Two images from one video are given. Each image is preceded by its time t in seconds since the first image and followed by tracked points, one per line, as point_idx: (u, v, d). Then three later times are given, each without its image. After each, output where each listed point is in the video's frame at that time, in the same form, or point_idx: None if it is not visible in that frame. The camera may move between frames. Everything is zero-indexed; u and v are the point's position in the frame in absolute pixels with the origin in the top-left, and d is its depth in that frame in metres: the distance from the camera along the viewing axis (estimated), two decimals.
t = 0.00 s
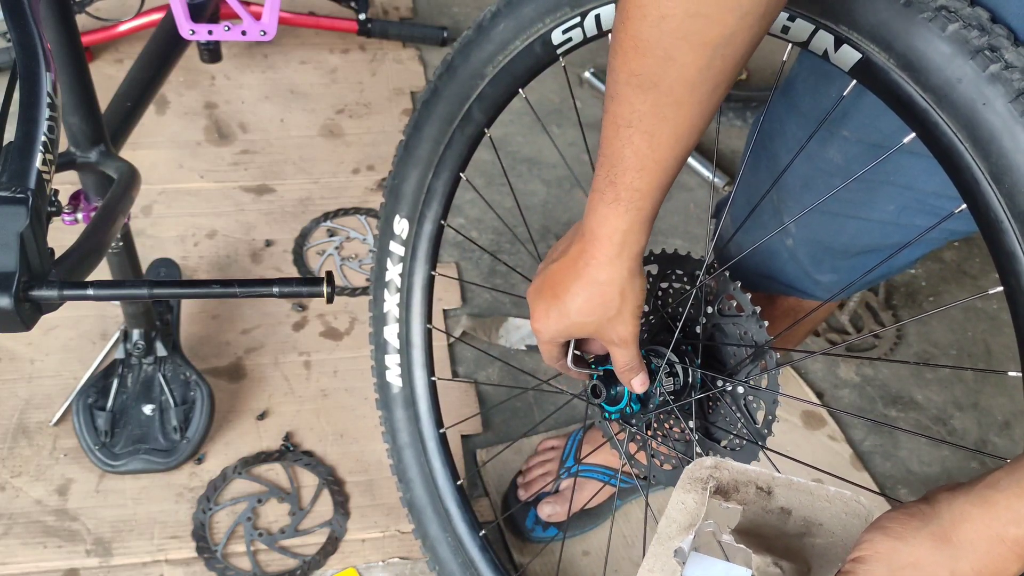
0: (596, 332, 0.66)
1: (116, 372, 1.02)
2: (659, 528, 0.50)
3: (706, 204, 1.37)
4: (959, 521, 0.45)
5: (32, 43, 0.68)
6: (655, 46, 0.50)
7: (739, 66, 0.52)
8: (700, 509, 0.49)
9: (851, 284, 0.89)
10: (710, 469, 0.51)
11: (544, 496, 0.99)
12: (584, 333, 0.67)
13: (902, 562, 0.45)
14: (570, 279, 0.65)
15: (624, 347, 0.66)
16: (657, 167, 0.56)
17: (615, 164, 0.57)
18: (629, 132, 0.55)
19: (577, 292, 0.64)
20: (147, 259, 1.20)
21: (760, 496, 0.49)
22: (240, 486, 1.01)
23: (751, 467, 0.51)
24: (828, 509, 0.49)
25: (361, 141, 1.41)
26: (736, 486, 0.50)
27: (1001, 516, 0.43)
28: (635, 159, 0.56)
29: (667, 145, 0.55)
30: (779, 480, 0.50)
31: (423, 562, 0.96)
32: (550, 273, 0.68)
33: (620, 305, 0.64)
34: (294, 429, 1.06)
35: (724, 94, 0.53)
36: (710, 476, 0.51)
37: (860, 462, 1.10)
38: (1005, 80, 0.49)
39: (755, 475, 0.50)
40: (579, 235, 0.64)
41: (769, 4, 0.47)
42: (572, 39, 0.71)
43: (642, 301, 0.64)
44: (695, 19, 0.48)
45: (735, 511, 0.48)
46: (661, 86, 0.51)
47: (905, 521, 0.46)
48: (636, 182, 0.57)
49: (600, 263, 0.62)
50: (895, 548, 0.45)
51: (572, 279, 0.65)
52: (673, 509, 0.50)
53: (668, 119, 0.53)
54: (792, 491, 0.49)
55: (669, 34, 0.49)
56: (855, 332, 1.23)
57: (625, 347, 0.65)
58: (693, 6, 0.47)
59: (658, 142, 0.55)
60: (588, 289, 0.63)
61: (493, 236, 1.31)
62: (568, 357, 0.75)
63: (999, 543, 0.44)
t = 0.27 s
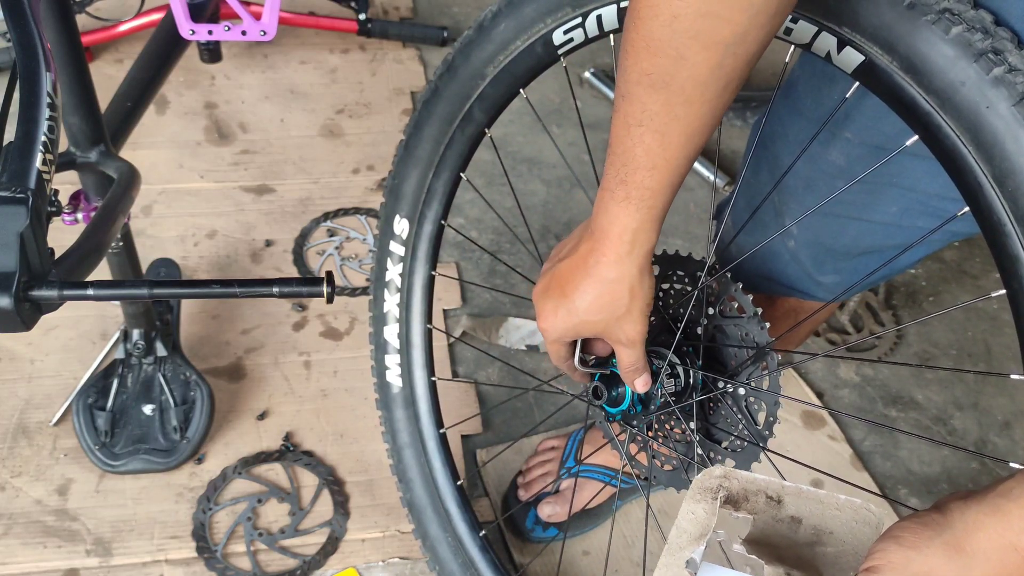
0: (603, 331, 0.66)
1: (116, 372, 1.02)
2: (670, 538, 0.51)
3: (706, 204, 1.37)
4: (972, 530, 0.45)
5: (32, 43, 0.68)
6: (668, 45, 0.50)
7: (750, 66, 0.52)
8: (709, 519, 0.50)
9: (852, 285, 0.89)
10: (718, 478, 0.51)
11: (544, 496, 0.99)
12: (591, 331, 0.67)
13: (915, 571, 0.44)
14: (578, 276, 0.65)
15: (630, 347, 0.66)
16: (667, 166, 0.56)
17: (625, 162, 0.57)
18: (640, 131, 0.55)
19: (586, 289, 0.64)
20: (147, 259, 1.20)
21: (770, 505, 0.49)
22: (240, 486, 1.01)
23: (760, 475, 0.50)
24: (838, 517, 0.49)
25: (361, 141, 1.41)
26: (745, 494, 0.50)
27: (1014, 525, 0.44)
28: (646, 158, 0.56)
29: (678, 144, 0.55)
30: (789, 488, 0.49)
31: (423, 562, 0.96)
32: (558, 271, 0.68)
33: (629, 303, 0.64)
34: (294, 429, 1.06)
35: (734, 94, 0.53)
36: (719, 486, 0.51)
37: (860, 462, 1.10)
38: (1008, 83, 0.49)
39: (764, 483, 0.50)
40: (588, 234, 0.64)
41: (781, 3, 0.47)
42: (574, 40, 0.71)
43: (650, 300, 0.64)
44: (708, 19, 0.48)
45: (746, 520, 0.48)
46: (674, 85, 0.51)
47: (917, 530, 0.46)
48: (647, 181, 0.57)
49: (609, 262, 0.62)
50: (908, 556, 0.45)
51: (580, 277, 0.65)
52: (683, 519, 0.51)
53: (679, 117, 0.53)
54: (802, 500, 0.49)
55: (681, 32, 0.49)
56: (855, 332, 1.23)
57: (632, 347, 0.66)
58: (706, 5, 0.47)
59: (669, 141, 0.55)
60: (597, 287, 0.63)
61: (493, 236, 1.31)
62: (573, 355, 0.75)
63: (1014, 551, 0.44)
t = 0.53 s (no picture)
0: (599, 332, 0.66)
1: (116, 372, 1.02)
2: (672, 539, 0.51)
3: (706, 204, 1.37)
4: (975, 530, 0.45)
5: (32, 43, 0.68)
6: (665, 46, 0.50)
7: (746, 66, 0.52)
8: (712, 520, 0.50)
9: (853, 285, 0.90)
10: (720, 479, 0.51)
11: (544, 496, 0.99)
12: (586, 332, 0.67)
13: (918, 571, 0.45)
14: (574, 278, 0.64)
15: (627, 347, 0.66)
16: (664, 166, 0.56)
17: (621, 163, 0.57)
18: (637, 131, 0.55)
19: (581, 291, 0.64)
20: (147, 259, 1.20)
21: (772, 505, 0.49)
22: (240, 486, 1.01)
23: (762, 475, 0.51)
24: (840, 517, 0.48)
25: (361, 141, 1.41)
26: (746, 494, 0.50)
27: (1017, 525, 0.44)
28: (642, 158, 0.56)
29: (675, 144, 0.55)
30: (791, 487, 0.49)
31: (423, 562, 0.96)
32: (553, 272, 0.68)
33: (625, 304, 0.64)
34: (294, 429, 1.06)
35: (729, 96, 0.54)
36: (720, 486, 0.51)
37: (860, 461, 1.10)
38: (1008, 83, 0.49)
39: (765, 483, 0.50)
40: (583, 234, 0.64)
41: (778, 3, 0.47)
42: (575, 40, 0.71)
43: (646, 301, 0.64)
44: (706, 20, 0.48)
45: (748, 519, 0.48)
46: (670, 86, 0.51)
47: (920, 530, 0.47)
48: (643, 181, 0.57)
49: (605, 263, 0.62)
50: (912, 557, 0.45)
51: (575, 279, 0.64)
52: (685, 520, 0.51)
53: (676, 118, 0.53)
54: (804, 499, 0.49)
55: (679, 34, 0.49)
56: (855, 332, 1.23)
57: (629, 347, 0.66)
58: (704, 7, 0.47)
59: (665, 142, 0.55)
60: (592, 288, 0.63)
61: (493, 236, 1.31)
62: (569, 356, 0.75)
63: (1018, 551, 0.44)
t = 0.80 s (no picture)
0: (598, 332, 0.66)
1: (116, 372, 1.02)
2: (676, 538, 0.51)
3: (706, 204, 1.37)
4: (978, 528, 0.45)
5: (32, 43, 0.68)
6: (665, 47, 0.50)
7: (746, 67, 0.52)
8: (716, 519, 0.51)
9: (853, 284, 0.90)
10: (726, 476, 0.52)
11: (544, 496, 0.99)
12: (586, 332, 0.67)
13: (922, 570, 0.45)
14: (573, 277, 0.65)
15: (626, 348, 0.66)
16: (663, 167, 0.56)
17: (620, 163, 0.57)
18: (636, 131, 0.55)
19: (581, 290, 0.64)
20: (147, 259, 1.20)
21: (775, 504, 0.50)
22: (240, 486, 1.01)
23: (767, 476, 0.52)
24: (842, 516, 0.49)
25: (361, 141, 1.41)
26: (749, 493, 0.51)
27: (1021, 523, 0.44)
28: (641, 158, 0.56)
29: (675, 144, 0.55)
30: (794, 488, 0.50)
31: (423, 563, 0.96)
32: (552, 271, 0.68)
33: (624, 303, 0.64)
34: (294, 429, 1.06)
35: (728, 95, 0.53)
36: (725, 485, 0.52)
37: (860, 461, 1.10)
38: (1009, 83, 0.49)
39: (768, 483, 0.51)
40: (582, 234, 0.64)
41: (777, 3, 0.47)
42: (575, 40, 0.71)
43: (645, 300, 0.64)
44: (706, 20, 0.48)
45: (750, 519, 0.48)
46: (670, 87, 0.51)
47: (923, 528, 0.46)
48: (643, 181, 0.57)
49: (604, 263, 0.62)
50: (915, 556, 0.45)
51: (575, 278, 0.64)
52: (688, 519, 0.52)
53: (675, 119, 0.53)
54: (807, 499, 0.50)
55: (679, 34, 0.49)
56: (855, 332, 1.23)
57: (628, 347, 0.66)
58: (704, 8, 0.47)
59: (665, 142, 0.55)
60: (592, 288, 0.63)
61: (493, 236, 1.31)
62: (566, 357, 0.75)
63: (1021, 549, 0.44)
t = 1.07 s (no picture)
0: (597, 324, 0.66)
1: (116, 372, 1.02)
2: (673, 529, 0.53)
3: (706, 204, 1.37)
4: (974, 522, 0.45)
5: (32, 43, 0.68)
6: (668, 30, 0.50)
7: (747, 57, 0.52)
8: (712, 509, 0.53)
9: (854, 284, 0.90)
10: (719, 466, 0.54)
11: (544, 496, 0.99)
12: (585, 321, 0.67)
13: (920, 562, 0.45)
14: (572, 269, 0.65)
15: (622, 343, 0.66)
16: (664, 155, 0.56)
17: (622, 150, 0.57)
18: (637, 118, 0.55)
19: (581, 279, 0.64)
20: (147, 259, 1.20)
21: (773, 497, 0.52)
22: (240, 486, 1.01)
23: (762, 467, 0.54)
24: (839, 509, 0.52)
25: (361, 141, 1.41)
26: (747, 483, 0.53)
27: (1017, 517, 0.44)
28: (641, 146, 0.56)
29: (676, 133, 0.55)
30: (792, 481, 0.53)
31: (423, 563, 0.96)
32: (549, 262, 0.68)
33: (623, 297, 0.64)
34: (294, 429, 1.06)
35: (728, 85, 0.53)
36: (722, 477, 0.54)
37: (860, 461, 1.10)
38: (1009, 82, 0.49)
39: (766, 477, 0.53)
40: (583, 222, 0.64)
41: None
42: (575, 40, 0.71)
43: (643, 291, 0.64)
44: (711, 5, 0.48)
45: (746, 512, 0.50)
46: (671, 71, 0.51)
47: (921, 521, 0.46)
48: (643, 167, 0.57)
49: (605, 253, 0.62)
50: (912, 547, 0.45)
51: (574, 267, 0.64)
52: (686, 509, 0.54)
53: (677, 106, 0.53)
54: (804, 493, 0.52)
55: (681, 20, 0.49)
56: (855, 332, 1.23)
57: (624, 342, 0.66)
58: None
59: (665, 129, 0.55)
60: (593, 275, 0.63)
61: (493, 236, 1.31)
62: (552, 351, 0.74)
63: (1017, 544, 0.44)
